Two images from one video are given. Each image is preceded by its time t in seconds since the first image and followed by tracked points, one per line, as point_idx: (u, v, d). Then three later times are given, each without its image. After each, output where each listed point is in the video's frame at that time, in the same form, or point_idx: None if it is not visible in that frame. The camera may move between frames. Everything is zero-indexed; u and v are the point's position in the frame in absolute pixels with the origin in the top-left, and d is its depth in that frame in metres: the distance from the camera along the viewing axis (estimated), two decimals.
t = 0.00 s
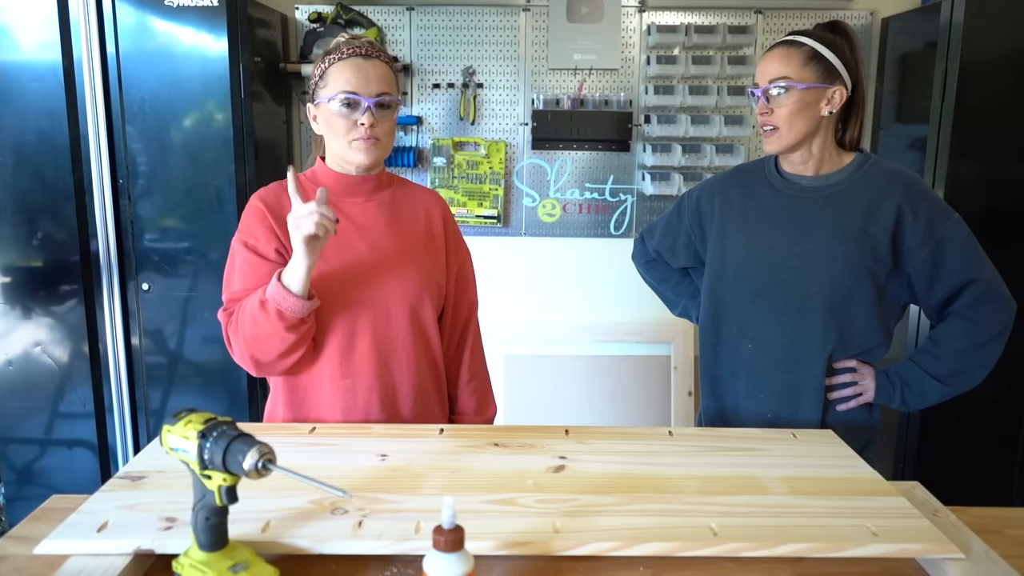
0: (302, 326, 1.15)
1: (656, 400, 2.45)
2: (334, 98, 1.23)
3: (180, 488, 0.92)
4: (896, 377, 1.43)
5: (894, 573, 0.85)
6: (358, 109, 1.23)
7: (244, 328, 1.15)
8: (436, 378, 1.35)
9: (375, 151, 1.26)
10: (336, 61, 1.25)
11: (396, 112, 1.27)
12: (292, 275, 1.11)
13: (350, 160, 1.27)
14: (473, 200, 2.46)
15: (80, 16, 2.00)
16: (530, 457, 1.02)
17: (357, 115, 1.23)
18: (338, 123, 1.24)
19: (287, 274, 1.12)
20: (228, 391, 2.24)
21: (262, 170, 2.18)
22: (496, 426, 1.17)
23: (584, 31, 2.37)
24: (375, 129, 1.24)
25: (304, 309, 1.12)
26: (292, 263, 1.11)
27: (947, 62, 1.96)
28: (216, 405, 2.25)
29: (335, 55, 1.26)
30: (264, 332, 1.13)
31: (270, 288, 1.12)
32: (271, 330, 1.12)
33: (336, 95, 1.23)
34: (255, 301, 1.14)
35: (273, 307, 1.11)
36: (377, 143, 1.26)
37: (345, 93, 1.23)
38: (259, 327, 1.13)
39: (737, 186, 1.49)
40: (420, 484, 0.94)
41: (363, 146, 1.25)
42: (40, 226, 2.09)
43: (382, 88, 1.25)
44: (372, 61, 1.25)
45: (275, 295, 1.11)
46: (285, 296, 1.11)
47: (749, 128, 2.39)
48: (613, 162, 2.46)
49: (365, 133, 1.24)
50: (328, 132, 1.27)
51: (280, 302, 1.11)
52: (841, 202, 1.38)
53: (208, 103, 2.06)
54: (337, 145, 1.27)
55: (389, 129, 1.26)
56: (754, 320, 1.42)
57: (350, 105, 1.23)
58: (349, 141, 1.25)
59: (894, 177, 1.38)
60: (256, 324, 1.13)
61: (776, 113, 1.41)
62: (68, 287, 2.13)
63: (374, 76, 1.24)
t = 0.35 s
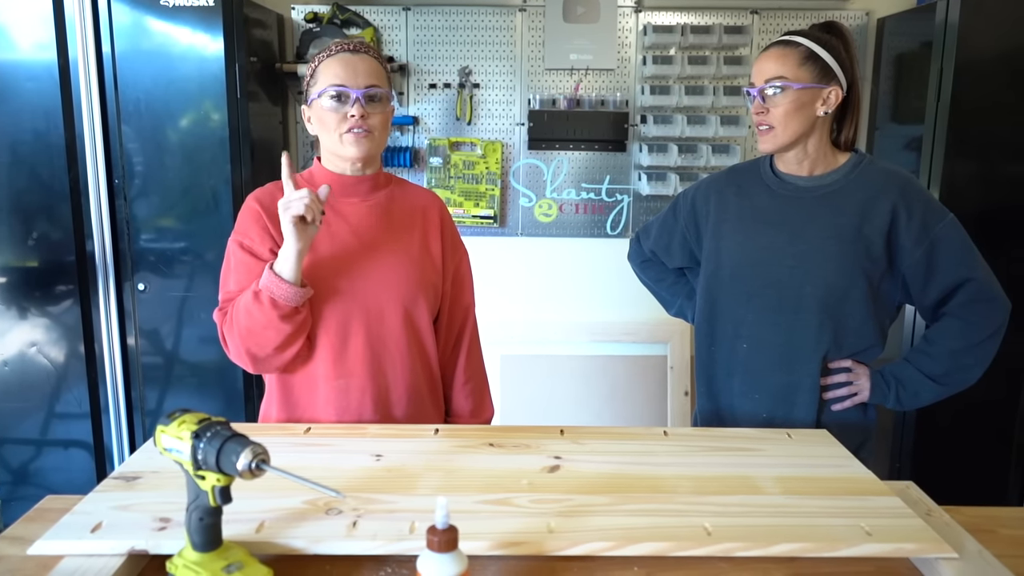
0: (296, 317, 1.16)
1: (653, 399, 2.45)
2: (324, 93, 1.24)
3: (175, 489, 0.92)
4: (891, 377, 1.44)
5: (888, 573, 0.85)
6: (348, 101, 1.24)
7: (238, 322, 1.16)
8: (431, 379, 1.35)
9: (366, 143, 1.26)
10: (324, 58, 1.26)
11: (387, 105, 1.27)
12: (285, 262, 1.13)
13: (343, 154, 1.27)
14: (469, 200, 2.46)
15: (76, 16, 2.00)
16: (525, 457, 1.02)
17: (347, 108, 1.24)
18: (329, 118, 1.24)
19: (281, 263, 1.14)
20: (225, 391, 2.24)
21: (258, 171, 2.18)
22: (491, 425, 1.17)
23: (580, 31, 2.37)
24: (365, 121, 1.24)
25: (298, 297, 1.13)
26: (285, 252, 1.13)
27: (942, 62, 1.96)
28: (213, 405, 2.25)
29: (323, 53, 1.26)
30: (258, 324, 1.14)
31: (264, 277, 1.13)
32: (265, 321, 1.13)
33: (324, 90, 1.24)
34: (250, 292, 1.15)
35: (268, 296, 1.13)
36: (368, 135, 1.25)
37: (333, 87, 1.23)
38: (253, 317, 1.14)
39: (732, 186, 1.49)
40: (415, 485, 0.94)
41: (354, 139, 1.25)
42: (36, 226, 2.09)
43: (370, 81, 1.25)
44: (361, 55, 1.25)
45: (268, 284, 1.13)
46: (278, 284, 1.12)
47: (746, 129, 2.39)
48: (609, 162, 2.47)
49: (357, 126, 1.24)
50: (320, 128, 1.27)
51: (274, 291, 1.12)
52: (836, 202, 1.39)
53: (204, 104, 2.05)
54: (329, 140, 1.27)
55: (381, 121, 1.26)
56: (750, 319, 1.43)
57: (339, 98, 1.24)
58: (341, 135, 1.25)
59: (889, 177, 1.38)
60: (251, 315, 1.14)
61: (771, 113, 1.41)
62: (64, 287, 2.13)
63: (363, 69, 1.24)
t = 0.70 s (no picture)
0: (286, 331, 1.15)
1: (646, 399, 2.45)
2: (314, 95, 1.23)
3: (162, 489, 0.92)
4: (882, 377, 1.44)
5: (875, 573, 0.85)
6: (339, 104, 1.23)
7: (230, 335, 1.15)
8: (422, 379, 1.34)
9: (359, 146, 1.26)
10: (314, 59, 1.25)
11: (377, 104, 1.28)
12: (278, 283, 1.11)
13: (334, 156, 1.27)
14: (462, 199, 2.45)
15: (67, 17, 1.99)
16: (514, 457, 1.02)
17: (338, 111, 1.24)
18: (321, 120, 1.24)
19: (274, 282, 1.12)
20: (218, 391, 2.23)
21: (250, 171, 2.17)
22: (480, 425, 1.17)
23: (573, 31, 2.37)
24: (358, 124, 1.24)
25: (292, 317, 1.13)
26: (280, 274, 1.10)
27: (934, 62, 1.97)
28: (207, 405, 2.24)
29: (312, 53, 1.25)
30: (251, 339, 1.13)
31: (257, 297, 1.11)
32: (258, 338, 1.13)
33: (315, 92, 1.23)
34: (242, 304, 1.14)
35: (261, 316, 1.11)
36: (360, 138, 1.26)
37: (323, 89, 1.23)
38: (244, 331, 1.13)
39: (723, 185, 1.49)
40: (402, 484, 0.94)
41: (346, 143, 1.25)
42: (28, 226, 2.08)
43: (361, 82, 1.25)
44: (350, 56, 1.25)
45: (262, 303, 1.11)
46: (272, 306, 1.11)
47: (738, 128, 2.40)
48: (602, 161, 2.46)
49: (349, 128, 1.24)
50: (309, 130, 1.27)
51: (267, 312, 1.11)
52: (825, 201, 1.39)
53: (198, 103, 2.05)
54: (319, 142, 1.27)
55: (372, 121, 1.27)
56: (740, 319, 1.43)
57: (330, 101, 1.23)
58: (332, 138, 1.25)
59: (878, 176, 1.39)
60: (242, 327, 1.13)
61: (760, 110, 1.42)
62: (56, 287, 2.12)
63: (353, 71, 1.24)
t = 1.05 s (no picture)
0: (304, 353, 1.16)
1: (640, 399, 2.45)
2: (309, 101, 1.23)
3: (147, 491, 0.92)
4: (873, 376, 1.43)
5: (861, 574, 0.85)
6: (333, 111, 1.23)
7: (233, 357, 1.17)
8: (412, 381, 1.34)
9: (352, 153, 1.26)
10: (308, 64, 1.24)
11: (371, 110, 1.27)
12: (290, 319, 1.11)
13: (328, 162, 1.27)
14: (456, 200, 2.46)
15: (58, 18, 2.00)
16: (501, 458, 1.02)
17: (332, 118, 1.23)
18: (315, 126, 1.24)
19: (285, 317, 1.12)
20: (212, 392, 2.23)
21: (243, 171, 2.17)
22: (469, 426, 1.17)
23: (566, 31, 2.37)
24: (351, 131, 1.24)
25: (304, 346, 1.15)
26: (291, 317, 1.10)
27: (926, 61, 1.97)
28: (201, 406, 2.24)
29: (306, 57, 1.25)
30: (255, 367, 1.16)
31: (265, 335, 1.12)
32: (262, 368, 1.16)
33: (309, 100, 1.23)
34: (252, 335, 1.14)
35: (268, 353, 1.13)
36: (354, 146, 1.26)
37: (317, 96, 1.22)
38: (260, 363, 1.15)
39: (715, 185, 1.49)
40: (388, 486, 0.94)
41: (340, 150, 1.25)
42: (20, 227, 2.08)
43: (355, 91, 1.24)
44: (344, 62, 1.24)
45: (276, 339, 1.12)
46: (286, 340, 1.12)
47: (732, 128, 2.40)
48: (596, 162, 2.46)
49: (342, 135, 1.24)
50: (304, 136, 1.27)
51: (274, 351, 1.13)
52: (815, 201, 1.39)
53: (192, 103, 2.05)
54: (313, 148, 1.27)
55: (366, 127, 1.27)
56: (730, 319, 1.42)
57: (324, 108, 1.23)
58: (326, 144, 1.25)
59: (867, 176, 1.39)
60: (256, 356, 1.15)
61: (749, 110, 1.41)
62: (49, 288, 2.12)
63: (346, 78, 1.23)
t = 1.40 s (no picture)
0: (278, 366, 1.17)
1: (641, 399, 2.45)
2: (329, 96, 1.23)
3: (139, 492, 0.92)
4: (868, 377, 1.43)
5: None
6: (352, 109, 1.24)
7: (211, 367, 1.18)
8: (406, 379, 1.34)
9: (364, 151, 1.27)
10: (324, 61, 1.24)
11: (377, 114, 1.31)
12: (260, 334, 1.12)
13: (335, 158, 1.26)
14: (456, 200, 2.46)
15: (58, 20, 2.00)
16: (494, 459, 1.02)
17: (351, 115, 1.24)
18: (329, 122, 1.23)
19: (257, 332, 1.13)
20: (213, 393, 2.23)
21: (242, 171, 2.17)
22: (464, 427, 1.16)
23: (566, 31, 2.37)
24: (367, 130, 1.26)
25: (277, 358, 1.15)
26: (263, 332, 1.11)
27: (927, 60, 1.96)
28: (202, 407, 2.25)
29: (320, 55, 1.25)
30: (231, 378, 1.16)
31: (238, 348, 1.13)
32: (238, 379, 1.16)
33: (330, 95, 1.23)
34: (226, 349, 1.15)
35: (242, 365, 1.13)
36: (366, 144, 1.27)
37: (339, 93, 1.23)
38: (236, 375, 1.16)
39: (710, 186, 1.48)
40: (380, 487, 0.93)
41: (355, 146, 1.25)
42: (22, 228, 2.09)
43: (370, 91, 1.27)
44: (359, 63, 1.27)
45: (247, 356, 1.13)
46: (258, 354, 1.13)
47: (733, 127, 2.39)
48: (597, 162, 2.46)
49: (359, 133, 1.25)
50: (315, 132, 1.24)
51: (247, 364, 1.13)
52: (811, 201, 1.38)
53: (194, 103, 2.05)
54: (323, 145, 1.25)
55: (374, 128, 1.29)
56: (726, 320, 1.42)
57: (343, 105, 1.24)
58: (341, 141, 1.24)
59: (864, 176, 1.38)
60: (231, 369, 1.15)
61: (745, 109, 1.41)
62: (51, 288, 2.13)
63: (365, 78, 1.26)
